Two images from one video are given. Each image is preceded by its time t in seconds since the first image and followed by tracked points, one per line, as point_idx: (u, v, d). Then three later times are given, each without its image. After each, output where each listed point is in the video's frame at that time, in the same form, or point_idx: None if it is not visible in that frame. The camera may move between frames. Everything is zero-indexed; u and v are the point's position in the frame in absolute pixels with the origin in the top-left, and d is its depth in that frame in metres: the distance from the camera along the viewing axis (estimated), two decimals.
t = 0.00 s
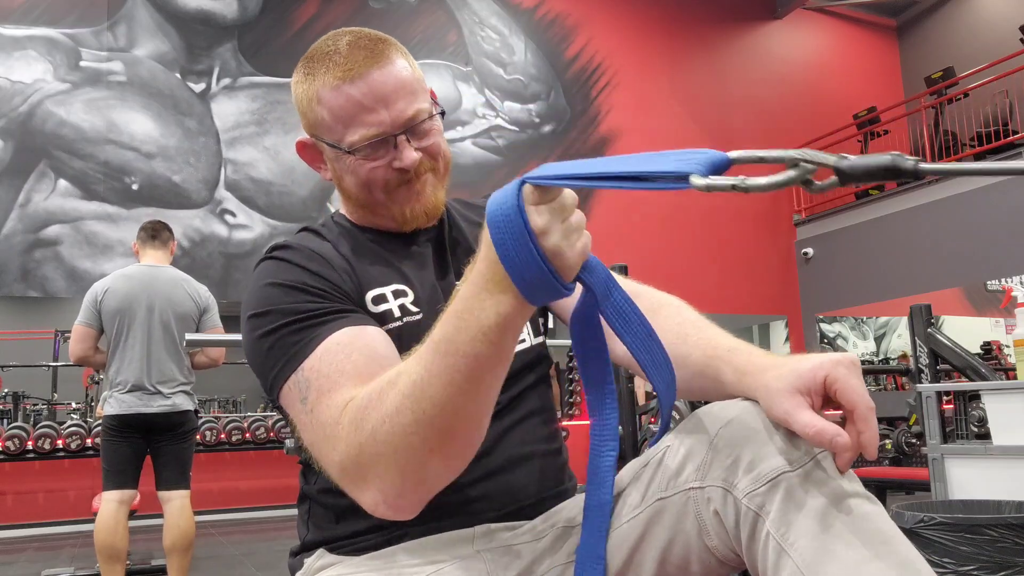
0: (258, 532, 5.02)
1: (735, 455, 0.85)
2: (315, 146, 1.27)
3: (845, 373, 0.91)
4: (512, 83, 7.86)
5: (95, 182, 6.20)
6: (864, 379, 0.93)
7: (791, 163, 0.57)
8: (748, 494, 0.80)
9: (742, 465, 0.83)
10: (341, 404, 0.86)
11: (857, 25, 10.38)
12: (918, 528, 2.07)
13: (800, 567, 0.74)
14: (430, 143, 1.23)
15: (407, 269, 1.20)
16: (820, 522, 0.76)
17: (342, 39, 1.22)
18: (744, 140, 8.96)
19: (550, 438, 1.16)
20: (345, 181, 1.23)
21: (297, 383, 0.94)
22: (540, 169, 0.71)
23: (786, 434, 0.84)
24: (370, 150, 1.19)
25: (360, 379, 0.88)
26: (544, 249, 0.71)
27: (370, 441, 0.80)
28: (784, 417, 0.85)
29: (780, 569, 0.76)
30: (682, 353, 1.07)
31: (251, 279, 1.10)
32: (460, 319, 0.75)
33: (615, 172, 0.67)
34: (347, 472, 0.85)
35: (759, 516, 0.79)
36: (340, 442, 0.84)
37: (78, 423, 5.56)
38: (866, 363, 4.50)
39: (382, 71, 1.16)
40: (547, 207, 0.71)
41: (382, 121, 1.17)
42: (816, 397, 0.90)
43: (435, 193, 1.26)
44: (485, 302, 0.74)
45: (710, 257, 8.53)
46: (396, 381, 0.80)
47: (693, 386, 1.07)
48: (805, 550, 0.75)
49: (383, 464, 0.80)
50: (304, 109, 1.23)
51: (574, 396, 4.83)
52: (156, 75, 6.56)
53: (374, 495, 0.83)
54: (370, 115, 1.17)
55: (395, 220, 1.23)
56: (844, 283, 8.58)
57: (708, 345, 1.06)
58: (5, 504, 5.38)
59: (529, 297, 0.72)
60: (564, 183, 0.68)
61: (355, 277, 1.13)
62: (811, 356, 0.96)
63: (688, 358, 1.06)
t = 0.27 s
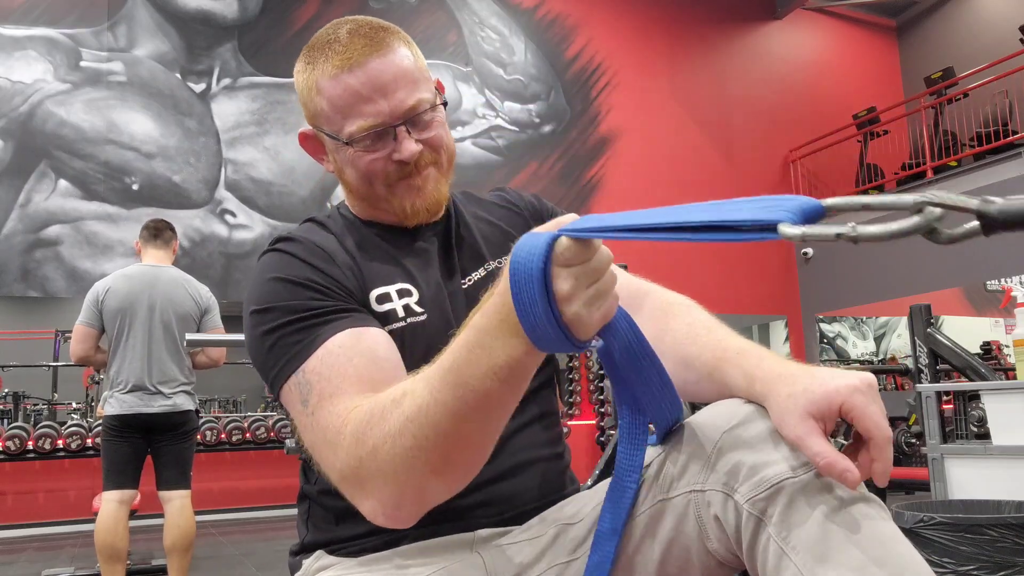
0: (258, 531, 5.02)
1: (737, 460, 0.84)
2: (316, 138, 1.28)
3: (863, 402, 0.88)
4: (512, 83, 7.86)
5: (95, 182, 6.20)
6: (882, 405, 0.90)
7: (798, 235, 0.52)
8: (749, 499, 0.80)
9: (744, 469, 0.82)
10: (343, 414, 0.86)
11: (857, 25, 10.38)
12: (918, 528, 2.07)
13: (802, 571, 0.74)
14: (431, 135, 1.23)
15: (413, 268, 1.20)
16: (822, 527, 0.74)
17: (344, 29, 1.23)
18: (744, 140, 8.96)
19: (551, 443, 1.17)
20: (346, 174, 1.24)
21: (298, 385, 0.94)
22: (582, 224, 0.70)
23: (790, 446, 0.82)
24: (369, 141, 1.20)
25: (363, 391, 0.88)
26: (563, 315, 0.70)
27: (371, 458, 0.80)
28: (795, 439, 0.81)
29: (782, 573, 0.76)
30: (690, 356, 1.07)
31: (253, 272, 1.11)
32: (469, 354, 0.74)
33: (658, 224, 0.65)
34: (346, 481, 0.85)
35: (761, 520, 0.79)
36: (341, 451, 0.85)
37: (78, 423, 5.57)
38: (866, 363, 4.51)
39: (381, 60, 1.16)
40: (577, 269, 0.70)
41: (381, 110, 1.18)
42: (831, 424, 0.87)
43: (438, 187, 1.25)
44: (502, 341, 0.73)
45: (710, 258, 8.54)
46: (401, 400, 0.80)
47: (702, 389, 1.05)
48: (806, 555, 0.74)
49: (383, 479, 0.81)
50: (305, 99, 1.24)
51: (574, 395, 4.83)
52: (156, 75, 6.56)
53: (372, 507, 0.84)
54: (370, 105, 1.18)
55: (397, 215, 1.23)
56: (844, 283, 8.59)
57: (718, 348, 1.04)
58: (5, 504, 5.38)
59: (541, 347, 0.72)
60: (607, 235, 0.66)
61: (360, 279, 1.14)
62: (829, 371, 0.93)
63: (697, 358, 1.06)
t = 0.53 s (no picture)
0: (259, 532, 5.02)
1: (735, 463, 0.83)
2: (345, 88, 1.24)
3: (874, 429, 0.83)
4: (512, 83, 7.85)
5: (96, 182, 6.20)
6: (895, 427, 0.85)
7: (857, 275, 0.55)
8: (748, 502, 0.79)
9: (743, 472, 0.82)
10: (347, 432, 0.86)
11: (857, 25, 10.38)
12: (918, 528, 2.07)
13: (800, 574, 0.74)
14: (452, 137, 1.21)
15: (417, 270, 1.20)
16: (819, 532, 0.75)
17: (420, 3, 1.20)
18: (744, 140, 8.96)
19: (548, 447, 1.17)
20: (357, 140, 1.22)
21: (301, 391, 0.94)
22: (616, 283, 0.67)
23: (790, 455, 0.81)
24: (393, 112, 1.17)
25: (366, 407, 0.88)
26: (577, 383, 0.68)
27: (377, 480, 0.81)
28: (801, 458, 0.80)
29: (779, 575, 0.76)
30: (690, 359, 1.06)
31: (249, 272, 1.10)
32: (477, 391, 0.73)
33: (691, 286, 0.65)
34: (350, 495, 0.86)
35: (761, 522, 0.79)
36: (346, 468, 0.85)
37: (78, 423, 5.57)
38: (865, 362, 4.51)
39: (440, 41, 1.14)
40: (595, 339, 0.68)
41: (418, 87, 1.15)
42: (835, 445, 0.83)
43: (436, 200, 1.23)
44: (514, 386, 0.72)
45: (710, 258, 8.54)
46: (406, 424, 0.79)
47: (705, 391, 1.04)
48: (804, 559, 0.74)
49: (388, 501, 0.81)
50: (352, 43, 1.21)
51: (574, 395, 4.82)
52: (156, 75, 6.56)
53: (376, 524, 0.85)
54: (411, 75, 1.15)
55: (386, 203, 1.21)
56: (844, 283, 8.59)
57: (723, 349, 1.03)
58: (5, 504, 5.38)
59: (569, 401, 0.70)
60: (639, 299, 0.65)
61: (361, 278, 1.12)
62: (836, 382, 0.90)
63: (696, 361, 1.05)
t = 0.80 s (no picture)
0: (259, 532, 5.02)
1: (733, 458, 0.85)
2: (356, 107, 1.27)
3: (835, 376, 0.92)
4: (512, 83, 7.85)
5: (96, 182, 6.20)
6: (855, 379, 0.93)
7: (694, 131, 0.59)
8: (746, 497, 0.81)
9: (740, 467, 0.83)
10: (342, 407, 0.86)
11: (857, 25, 10.38)
12: (918, 528, 2.07)
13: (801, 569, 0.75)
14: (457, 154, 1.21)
15: (406, 271, 1.20)
16: (817, 525, 0.77)
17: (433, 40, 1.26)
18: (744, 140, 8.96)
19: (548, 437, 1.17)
20: (363, 145, 1.22)
21: (301, 386, 0.94)
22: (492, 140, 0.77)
23: (788, 445, 0.84)
24: (401, 120, 1.18)
25: (357, 374, 0.89)
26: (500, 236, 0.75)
27: (362, 449, 0.82)
28: (803, 437, 0.83)
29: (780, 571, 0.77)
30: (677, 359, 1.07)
31: (246, 285, 1.10)
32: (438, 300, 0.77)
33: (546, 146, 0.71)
34: (355, 473, 0.85)
35: (758, 518, 0.79)
36: (347, 442, 0.84)
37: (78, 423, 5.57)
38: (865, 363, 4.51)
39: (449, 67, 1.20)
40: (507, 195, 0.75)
41: (428, 99, 1.18)
42: (806, 401, 0.91)
43: (426, 199, 1.20)
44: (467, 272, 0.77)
45: (710, 257, 8.54)
46: (391, 373, 0.80)
47: (693, 388, 1.05)
48: (803, 552, 0.75)
49: (380, 472, 0.83)
50: (368, 67, 1.26)
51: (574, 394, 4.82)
52: (156, 75, 6.56)
53: (388, 490, 0.84)
54: (422, 89, 1.18)
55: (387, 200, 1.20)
56: (844, 283, 8.59)
57: (706, 345, 1.05)
58: (5, 504, 5.38)
59: (505, 256, 0.76)
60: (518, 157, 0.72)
61: (355, 282, 1.13)
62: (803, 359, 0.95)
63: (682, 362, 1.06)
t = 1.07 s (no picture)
0: (258, 532, 5.01)
1: (726, 448, 0.84)
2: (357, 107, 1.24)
3: (802, 353, 0.93)
4: (512, 83, 7.85)
5: (95, 182, 6.20)
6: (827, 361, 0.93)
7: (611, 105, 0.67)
8: (738, 487, 0.81)
9: (732, 457, 0.83)
10: (328, 378, 0.87)
11: (857, 25, 10.38)
12: (918, 528, 2.07)
13: (794, 559, 0.75)
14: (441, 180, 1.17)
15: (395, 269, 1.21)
16: (807, 510, 0.76)
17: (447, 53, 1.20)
18: (744, 139, 8.96)
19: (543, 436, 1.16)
20: (356, 151, 1.20)
21: (291, 375, 0.93)
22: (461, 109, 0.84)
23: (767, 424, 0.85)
24: (390, 134, 1.14)
25: (345, 344, 0.89)
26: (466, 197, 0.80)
27: (351, 415, 0.83)
28: (779, 404, 0.84)
29: (773, 562, 0.76)
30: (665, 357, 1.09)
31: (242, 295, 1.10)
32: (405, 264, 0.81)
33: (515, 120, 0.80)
34: (343, 450, 0.86)
35: (750, 508, 0.79)
36: (334, 413, 0.85)
37: (78, 423, 5.57)
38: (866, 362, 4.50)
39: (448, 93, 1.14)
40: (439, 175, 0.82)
41: (420, 119, 1.13)
42: (777, 382, 0.93)
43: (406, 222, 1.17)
44: (432, 215, 0.80)
45: (710, 257, 8.53)
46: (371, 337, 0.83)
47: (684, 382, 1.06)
48: (795, 542, 0.75)
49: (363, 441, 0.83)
50: (381, 64, 1.21)
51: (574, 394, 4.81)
52: (156, 75, 6.56)
53: (377, 457, 0.83)
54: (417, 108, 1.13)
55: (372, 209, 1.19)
56: (844, 283, 8.58)
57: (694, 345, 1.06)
58: (5, 504, 5.37)
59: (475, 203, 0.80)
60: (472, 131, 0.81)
61: (344, 280, 1.14)
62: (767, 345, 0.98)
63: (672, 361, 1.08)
